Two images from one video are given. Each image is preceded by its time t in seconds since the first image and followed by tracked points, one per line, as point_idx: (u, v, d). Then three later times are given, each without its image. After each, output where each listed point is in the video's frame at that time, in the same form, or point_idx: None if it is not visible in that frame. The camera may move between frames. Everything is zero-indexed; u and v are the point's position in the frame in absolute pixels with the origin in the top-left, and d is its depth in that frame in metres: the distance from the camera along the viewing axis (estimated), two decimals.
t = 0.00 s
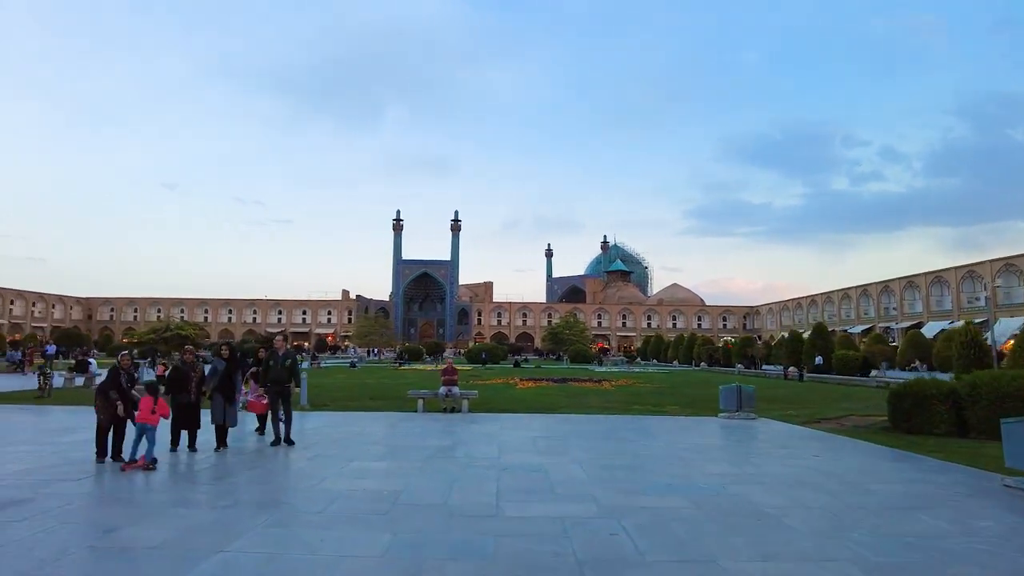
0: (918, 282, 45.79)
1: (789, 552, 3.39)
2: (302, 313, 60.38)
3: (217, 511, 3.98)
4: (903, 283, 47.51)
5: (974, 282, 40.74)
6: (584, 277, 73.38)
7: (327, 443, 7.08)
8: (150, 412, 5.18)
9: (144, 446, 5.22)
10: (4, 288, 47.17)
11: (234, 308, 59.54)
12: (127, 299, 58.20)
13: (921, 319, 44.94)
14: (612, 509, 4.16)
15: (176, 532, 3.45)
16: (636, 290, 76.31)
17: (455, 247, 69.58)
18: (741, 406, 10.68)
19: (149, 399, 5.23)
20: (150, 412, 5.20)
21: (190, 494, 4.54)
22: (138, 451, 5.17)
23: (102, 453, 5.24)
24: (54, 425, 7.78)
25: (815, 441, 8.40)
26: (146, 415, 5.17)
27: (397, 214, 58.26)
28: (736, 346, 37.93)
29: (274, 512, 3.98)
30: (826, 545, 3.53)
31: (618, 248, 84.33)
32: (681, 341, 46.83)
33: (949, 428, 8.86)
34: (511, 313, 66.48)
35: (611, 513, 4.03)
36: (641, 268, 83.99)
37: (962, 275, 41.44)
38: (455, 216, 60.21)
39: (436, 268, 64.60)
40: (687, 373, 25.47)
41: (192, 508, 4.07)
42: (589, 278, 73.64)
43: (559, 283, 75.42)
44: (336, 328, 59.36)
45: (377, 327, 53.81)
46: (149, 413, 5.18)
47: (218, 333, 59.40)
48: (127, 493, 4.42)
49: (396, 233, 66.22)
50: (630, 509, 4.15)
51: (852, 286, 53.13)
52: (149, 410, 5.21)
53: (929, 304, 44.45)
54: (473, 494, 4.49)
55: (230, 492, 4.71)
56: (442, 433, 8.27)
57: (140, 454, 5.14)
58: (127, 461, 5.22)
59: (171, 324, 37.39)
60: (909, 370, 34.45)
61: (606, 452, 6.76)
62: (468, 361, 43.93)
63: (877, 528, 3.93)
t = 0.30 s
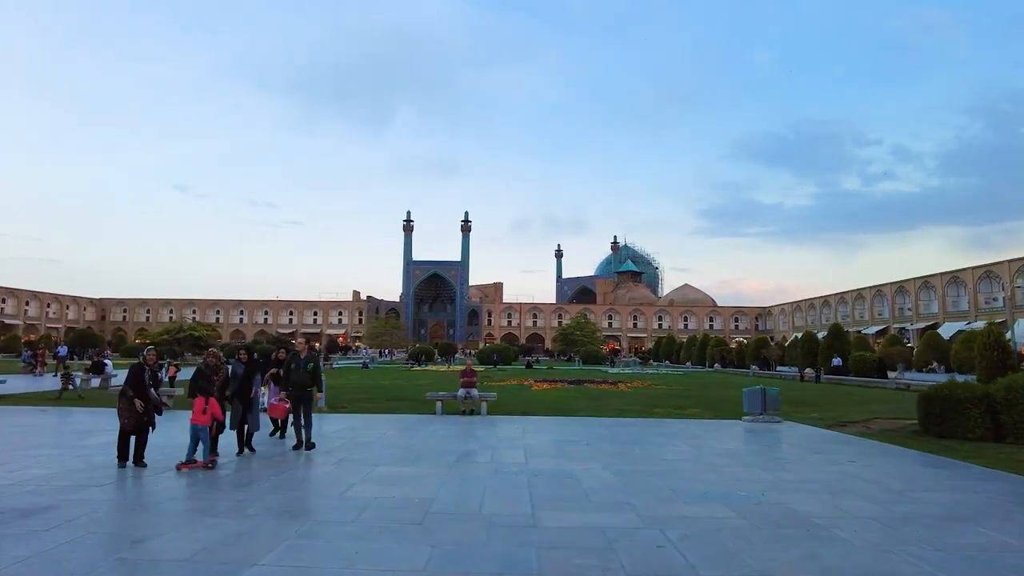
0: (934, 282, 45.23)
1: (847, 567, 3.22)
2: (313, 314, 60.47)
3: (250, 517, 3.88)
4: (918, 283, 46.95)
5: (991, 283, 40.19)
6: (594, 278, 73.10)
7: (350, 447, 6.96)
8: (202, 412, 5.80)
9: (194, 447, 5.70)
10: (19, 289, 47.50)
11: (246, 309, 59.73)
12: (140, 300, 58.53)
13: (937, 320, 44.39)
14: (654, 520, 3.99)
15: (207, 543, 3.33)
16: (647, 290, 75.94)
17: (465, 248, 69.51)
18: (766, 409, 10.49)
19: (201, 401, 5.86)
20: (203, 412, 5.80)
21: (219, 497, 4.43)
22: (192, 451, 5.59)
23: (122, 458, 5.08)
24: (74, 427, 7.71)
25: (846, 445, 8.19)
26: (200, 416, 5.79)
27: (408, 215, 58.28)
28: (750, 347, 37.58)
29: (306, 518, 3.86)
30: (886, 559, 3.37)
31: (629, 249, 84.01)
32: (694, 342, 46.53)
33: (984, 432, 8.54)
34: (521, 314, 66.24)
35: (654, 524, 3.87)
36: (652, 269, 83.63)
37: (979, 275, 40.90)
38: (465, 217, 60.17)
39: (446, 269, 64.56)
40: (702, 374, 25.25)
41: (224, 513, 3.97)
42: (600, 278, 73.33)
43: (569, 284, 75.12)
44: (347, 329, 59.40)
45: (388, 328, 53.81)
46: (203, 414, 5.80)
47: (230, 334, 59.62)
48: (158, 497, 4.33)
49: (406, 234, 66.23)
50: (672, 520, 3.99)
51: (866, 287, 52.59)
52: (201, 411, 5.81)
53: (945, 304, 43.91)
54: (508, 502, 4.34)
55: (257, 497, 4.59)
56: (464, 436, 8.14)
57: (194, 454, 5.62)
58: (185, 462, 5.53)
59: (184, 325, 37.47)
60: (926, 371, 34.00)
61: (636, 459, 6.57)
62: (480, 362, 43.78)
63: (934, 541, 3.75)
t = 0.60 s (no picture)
0: (942, 281, 44.90)
1: None
2: (318, 314, 60.38)
3: (267, 523, 3.72)
4: (926, 282, 46.62)
5: (1001, 281, 39.87)
6: (599, 277, 72.84)
7: (364, 450, 6.79)
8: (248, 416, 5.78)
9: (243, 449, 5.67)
10: (26, 290, 47.55)
11: (251, 309, 59.73)
12: (146, 300, 58.58)
13: (946, 319, 44.07)
14: (688, 527, 3.81)
15: (220, 554, 3.15)
16: (652, 290, 75.67)
17: (469, 248, 69.39)
18: (784, 409, 10.31)
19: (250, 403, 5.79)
20: (251, 416, 5.77)
21: (233, 502, 4.27)
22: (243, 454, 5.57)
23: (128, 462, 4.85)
24: (82, 429, 7.57)
25: (870, 446, 7.99)
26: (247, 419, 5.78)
27: (413, 215, 58.21)
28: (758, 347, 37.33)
29: (326, 524, 3.69)
30: (939, 569, 3.19)
31: (633, 249, 83.80)
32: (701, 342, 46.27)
33: (1012, 433, 8.33)
34: (526, 314, 66.01)
35: (689, 532, 3.69)
36: (656, 268, 83.35)
37: (988, 274, 40.57)
38: (470, 216, 60.02)
39: (451, 269, 64.42)
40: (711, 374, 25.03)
41: (240, 519, 3.81)
42: (604, 278, 73.09)
43: (574, 284, 74.87)
44: (352, 330, 59.33)
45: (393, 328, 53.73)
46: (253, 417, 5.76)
47: (236, 334, 59.66)
48: (171, 502, 4.18)
49: (411, 234, 66.14)
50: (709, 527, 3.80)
51: (873, 286, 52.26)
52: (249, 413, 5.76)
53: (953, 303, 43.58)
54: (533, 507, 4.16)
55: (271, 499, 4.40)
56: (479, 438, 7.96)
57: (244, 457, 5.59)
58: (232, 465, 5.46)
59: (190, 326, 37.37)
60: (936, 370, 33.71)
61: (658, 461, 6.38)
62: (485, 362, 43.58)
63: (985, 550, 3.55)
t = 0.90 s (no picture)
0: (948, 278, 44.61)
1: None
2: (321, 314, 60.24)
3: (282, 534, 3.54)
4: (932, 280, 46.32)
5: (1008, 278, 39.57)
6: (602, 276, 72.63)
7: (375, 454, 6.59)
8: (296, 417, 5.71)
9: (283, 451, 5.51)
10: (29, 291, 47.48)
11: (254, 309, 59.62)
12: (148, 301, 58.51)
13: (952, 316, 43.77)
14: (720, 536, 3.64)
15: (232, 570, 2.97)
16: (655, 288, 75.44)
17: (472, 247, 69.23)
18: (799, 409, 10.12)
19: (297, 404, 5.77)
20: (298, 418, 5.71)
21: (243, 509, 4.10)
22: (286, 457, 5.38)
23: (130, 472, 4.53)
24: (84, 433, 7.38)
25: (890, 446, 7.80)
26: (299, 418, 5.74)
27: (415, 215, 58.05)
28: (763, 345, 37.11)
29: (341, 535, 3.51)
30: None
31: (636, 247, 83.58)
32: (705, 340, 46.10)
33: None
34: (529, 313, 65.83)
35: (724, 542, 3.51)
36: (659, 266, 83.18)
37: (995, 271, 40.27)
38: (472, 215, 59.83)
39: (454, 268, 64.25)
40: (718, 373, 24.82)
41: (251, 531, 3.61)
42: (607, 277, 72.90)
43: (577, 283, 74.65)
44: (355, 329, 59.18)
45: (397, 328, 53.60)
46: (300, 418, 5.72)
47: (238, 334, 59.58)
48: (180, 511, 3.99)
49: (414, 233, 66.00)
50: (744, 537, 3.62)
51: (878, 283, 51.98)
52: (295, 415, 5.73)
53: (959, 301, 43.28)
54: (557, 516, 3.97)
55: (283, 505, 4.22)
56: (491, 440, 7.77)
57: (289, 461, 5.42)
58: (284, 466, 5.32)
59: (192, 326, 37.21)
60: (943, 368, 33.43)
61: (680, 465, 6.18)
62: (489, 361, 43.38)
63: None
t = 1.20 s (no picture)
0: (953, 277, 44.37)
1: None
2: (323, 314, 60.15)
3: (296, 541, 3.41)
4: (936, 279, 46.09)
5: (1013, 277, 39.33)
6: (604, 275, 72.46)
7: (387, 456, 6.43)
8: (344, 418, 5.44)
9: (330, 450, 5.37)
10: (32, 291, 47.46)
11: (256, 309, 59.57)
12: (151, 301, 58.49)
13: (957, 316, 43.54)
14: (751, 542, 3.50)
15: None
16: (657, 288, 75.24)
17: (474, 247, 69.10)
18: (812, 409, 9.97)
19: (341, 406, 5.49)
20: (341, 420, 5.42)
21: (254, 513, 3.97)
22: (332, 457, 5.33)
23: (136, 475, 4.40)
24: (88, 434, 7.26)
25: (908, 446, 7.65)
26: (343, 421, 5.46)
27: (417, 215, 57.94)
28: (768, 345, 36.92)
29: (357, 541, 3.38)
30: None
31: (638, 247, 83.41)
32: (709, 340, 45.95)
33: None
34: (532, 313, 65.71)
35: (757, 549, 3.36)
36: (662, 266, 82.97)
37: (1000, 270, 40.03)
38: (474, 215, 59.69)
39: (456, 268, 64.14)
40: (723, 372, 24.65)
41: (264, 538, 3.48)
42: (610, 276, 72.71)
43: (579, 282, 74.49)
44: (357, 329, 59.09)
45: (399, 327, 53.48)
46: (346, 419, 5.45)
47: (241, 334, 59.55)
48: (189, 517, 3.85)
49: (416, 232, 65.92)
50: (775, 543, 3.48)
51: (882, 283, 51.77)
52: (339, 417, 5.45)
53: (964, 300, 43.05)
54: (579, 522, 3.83)
55: (296, 509, 4.10)
56: (501, 441, 7.62)
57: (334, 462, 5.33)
58: (327, 470, 5.25)
59: (195, 326, 37.10)
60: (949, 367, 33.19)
61: (699, 467, 6.02)
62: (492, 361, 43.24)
63: None
